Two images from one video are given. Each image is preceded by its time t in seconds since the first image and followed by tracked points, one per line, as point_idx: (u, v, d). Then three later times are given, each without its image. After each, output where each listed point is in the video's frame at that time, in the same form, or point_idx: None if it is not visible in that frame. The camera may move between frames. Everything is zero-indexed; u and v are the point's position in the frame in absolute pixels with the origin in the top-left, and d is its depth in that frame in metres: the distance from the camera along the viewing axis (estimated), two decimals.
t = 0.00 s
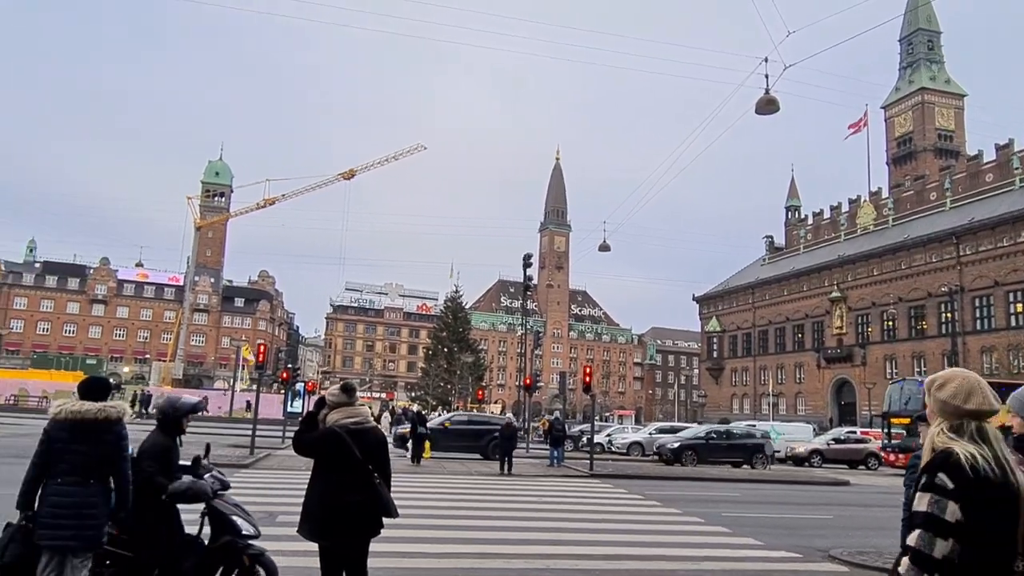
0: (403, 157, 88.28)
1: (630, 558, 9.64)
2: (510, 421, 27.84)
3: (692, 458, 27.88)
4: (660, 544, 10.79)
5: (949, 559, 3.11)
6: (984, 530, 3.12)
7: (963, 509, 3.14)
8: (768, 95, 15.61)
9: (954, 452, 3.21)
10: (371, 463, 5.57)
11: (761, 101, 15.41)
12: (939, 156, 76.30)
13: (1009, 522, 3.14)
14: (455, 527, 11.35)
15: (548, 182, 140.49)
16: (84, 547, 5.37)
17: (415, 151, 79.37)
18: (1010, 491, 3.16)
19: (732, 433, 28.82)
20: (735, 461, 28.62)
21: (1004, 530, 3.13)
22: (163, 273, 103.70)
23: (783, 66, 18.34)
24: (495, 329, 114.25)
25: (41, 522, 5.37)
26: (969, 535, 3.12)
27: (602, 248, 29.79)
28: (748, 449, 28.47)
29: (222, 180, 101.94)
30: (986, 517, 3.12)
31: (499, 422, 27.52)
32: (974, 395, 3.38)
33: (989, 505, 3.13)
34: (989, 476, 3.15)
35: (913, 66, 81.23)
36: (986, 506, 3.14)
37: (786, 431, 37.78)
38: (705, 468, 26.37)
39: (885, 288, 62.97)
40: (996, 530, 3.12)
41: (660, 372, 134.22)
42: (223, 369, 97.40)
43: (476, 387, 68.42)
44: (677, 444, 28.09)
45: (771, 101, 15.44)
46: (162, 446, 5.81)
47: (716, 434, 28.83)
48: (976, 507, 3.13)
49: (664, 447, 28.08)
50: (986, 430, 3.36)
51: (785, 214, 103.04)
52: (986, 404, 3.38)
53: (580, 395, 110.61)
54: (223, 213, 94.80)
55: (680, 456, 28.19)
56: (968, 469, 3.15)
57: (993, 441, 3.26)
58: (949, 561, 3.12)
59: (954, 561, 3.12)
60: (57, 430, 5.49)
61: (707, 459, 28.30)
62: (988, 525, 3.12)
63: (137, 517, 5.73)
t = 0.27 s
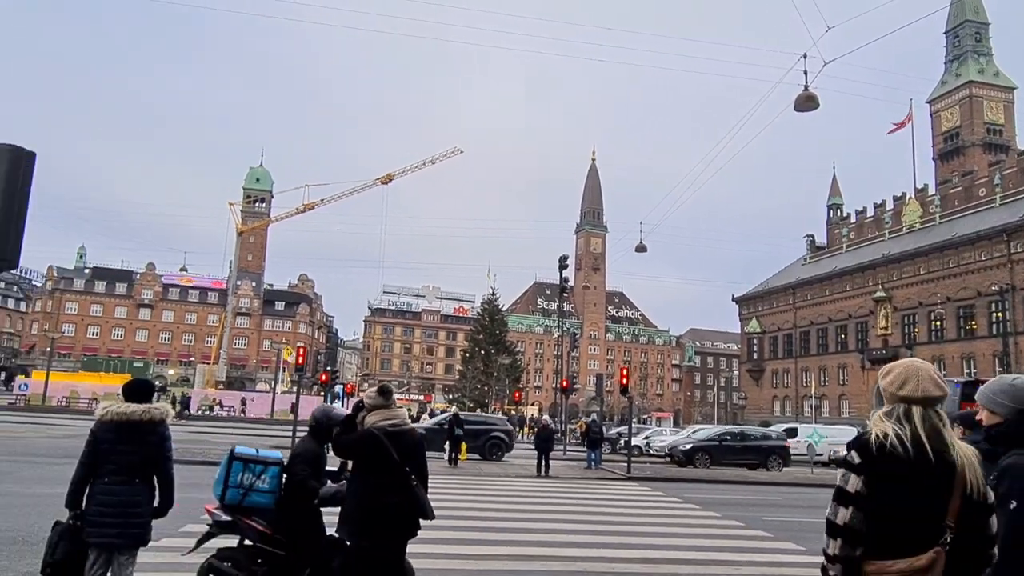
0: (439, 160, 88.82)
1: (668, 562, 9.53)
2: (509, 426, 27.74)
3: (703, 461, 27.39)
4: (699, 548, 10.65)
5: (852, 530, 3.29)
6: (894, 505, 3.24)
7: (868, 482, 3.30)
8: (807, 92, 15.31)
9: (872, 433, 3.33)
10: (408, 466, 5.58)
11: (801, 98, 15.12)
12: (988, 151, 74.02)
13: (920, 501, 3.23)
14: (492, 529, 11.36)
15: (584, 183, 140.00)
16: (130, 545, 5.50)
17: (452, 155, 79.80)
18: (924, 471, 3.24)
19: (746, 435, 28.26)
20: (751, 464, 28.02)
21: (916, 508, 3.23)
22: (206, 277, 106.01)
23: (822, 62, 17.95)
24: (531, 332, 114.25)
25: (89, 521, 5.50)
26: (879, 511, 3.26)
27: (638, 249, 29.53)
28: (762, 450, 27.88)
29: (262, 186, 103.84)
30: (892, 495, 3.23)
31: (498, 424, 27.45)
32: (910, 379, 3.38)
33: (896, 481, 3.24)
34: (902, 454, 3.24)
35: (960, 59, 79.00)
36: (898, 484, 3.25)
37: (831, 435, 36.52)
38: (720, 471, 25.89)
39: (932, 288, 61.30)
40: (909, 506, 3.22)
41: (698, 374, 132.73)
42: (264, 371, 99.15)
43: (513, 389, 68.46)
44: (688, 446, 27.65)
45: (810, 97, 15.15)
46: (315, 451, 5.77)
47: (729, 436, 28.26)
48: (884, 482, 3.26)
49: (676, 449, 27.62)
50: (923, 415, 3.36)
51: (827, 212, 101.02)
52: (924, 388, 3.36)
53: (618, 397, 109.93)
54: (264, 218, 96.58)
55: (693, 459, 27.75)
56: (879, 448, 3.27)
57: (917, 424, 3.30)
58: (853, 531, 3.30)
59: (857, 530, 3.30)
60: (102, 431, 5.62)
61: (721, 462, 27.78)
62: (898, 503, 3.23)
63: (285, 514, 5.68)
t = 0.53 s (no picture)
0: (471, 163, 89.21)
1: (703, 567, 9.40)
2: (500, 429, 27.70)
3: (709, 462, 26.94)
4: (735, 553, 10.48)
5: (816, 537, 3.51)
6: (856, 516, 3.40)
7: (830, 492, 3.48)
8: (844, 88, 15.00)
9: (838, 447, 3.52)
10: (441, 467, 5.59)
11: (837, 95, 14.84)
12: None
13: (881, 511, 3.37)
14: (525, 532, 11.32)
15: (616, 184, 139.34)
16: (170, 544, 5.61)
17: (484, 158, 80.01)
18: (883, 481, 3.38)
19: (752, 436, 27.83)
20: (757, 466, 27.58)
21: (879, 518, 3.37)
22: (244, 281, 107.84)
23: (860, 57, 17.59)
24: (564, 334, 113.99)
25: (130, 519, 5.61)
26: (840, 519, 3.44)
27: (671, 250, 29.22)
28: (769, 452, 27.54)
29: (298, 191, 105.37)
30: (852, 504, 3.41)
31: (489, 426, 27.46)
32: (878, 398, 3.52)
33: (858, 491, 3.40)
34: (863, 465, 3.40)
35: (1004, 52, 76.87)
36: (861, 495, 3.40)
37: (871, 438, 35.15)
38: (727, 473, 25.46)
39: (976, 287, 59.66)
40: (870, 516, 3.38)
41: (734, 376, 131.07)
42: (300, 373, 100.51)
43: (546, 392, 68.35)
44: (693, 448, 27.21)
45: (847, 93, 14.85)
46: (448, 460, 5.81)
47: (735, 437, 27.79)
48: (846, 492, 3.44)
49: (682, 450, 27.13)
50: (890, 431, 3.49)
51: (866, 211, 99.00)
52: (891, 406, 3.50)
53: (652, 399, 109.04)
54: (300, 222, 97.97)
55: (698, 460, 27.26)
56: (841, 459, 3.46)
57: (879, 438, 3.44)
58: (819, 538, 3.50)
59: (819, 536, 3.51)
60: (142, 432, 5.73)
61: (726, 463, 27.36)
62: (858, 513, 3.39)
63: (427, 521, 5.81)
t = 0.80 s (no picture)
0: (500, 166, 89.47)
1: (735, 570, 9.34)
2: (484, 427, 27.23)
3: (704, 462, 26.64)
4: (767, 557, 10.39)
5: (808, 525, 3.97)
6: (849, 508, 3.88)
7: (825, 484, 3.95)
8: (879, 85, 14.73)
9: (832, 442, 3.98)
10: (473, 469, 5.59)
11: (872, 92, 14.56)
12: None
13: (873, 504, 3.88)
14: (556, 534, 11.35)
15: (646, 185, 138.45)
16: (204, 544, 5.70)
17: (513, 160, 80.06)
18: (875, 477, 3.88)
19: (752, 438, 27.37)
20: (757, 468, 27.00)
21: (869, 509, 3.87)
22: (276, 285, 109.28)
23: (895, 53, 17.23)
24: (594, 336, 113.50)
25: (165, 520, 5.71)
26: (834, 510, 3.91)
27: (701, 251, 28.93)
28: (769, 453, 26.85)
29: (328, 195, 106.52)
30: (845, 498, 3.88)
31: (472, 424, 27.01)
32: (871, 396, 4.04)
33: (853, 486, 3.89)
34: (856, 460, 3.88)
35: None
36: (857, 489, 3.89)
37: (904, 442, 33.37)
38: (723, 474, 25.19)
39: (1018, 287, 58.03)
40: (862, 509, 3.87)
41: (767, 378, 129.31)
42: (332, 376, 101.56)
43: (576, 394, 68.16)
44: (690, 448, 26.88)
45: (881, 91, 14.57)
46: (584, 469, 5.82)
47: (736, 438, 27.44)
48: (839, 487, 3.91)
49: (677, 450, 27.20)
50: (879, 428, 4.02)
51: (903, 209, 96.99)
52: (880, 404, 4.03)
53: (683, 402, 108.07)
54: (331, 226, 99.02)
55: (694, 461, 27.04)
56: (836, 454, 3.93)
57: (870, 434, 3.94)
58: (810, 526, 3.97)
59: (813, 525, 3.96)
60: (176, 433, 5.84)
61: (725, 464, 27.00)
62: (850, 504, 3.88)
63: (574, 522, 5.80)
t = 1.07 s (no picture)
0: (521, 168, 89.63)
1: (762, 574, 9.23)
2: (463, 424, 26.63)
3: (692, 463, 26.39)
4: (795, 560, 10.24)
5: (794, 525, 4.12)
6: (830, 510, 4.05)
7: (808, 487, 4.10)
8: (905, 82, 14.50)
9: (813, 446, 4.15)
10: (498, 474, 5.60)
11: (897, 89, 14.36)
12: None
13: (851, 506, 4.05)
14: (581, 536, 11.31)
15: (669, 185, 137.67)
16: (230, 544, 5.74)
17: (536, 162, 79.96)
18: (853, 478, 4.05)
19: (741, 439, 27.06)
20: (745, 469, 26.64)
21: (848, 510, 4.04)
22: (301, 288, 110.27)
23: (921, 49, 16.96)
24: (617, 337, 113.10)
25: (192, 519, 5.78)
26: (817, 512, 4.06)
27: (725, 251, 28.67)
28: (757, 454, 26.51)
29: (351, 199, 107.30)
30: (826, 499, 4.06)
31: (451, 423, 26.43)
32: (850, 401, 4.18)
33: (832, 489, 4.06)
34: (835, 462, 4.05)
35: None
36: (835, 491, 4.06)
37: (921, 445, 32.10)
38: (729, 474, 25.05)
39: None
40: (840, 511, 4.04)
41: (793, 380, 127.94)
42: (355, 378, 102.20)
43: (599, 396, 67.94)
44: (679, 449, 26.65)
45: (908, 87, 14.35)
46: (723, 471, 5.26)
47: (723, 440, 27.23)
48: (821, 491, 4.08)
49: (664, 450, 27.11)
50: (856, 431, 4.19)
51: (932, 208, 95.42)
52: (859, 410, 4.17)
53: (707, 404, 107.19)
54: (354, 229, 99.65)
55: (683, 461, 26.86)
56: (817, 458, 4.09)
57: (847, 438, 4.11)
58: (795, 527, 4.13)
59: (798, 524, 4.12)
60: (201, 435, 5.92)
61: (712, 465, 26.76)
62: (829, 505, 4.05)
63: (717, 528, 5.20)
